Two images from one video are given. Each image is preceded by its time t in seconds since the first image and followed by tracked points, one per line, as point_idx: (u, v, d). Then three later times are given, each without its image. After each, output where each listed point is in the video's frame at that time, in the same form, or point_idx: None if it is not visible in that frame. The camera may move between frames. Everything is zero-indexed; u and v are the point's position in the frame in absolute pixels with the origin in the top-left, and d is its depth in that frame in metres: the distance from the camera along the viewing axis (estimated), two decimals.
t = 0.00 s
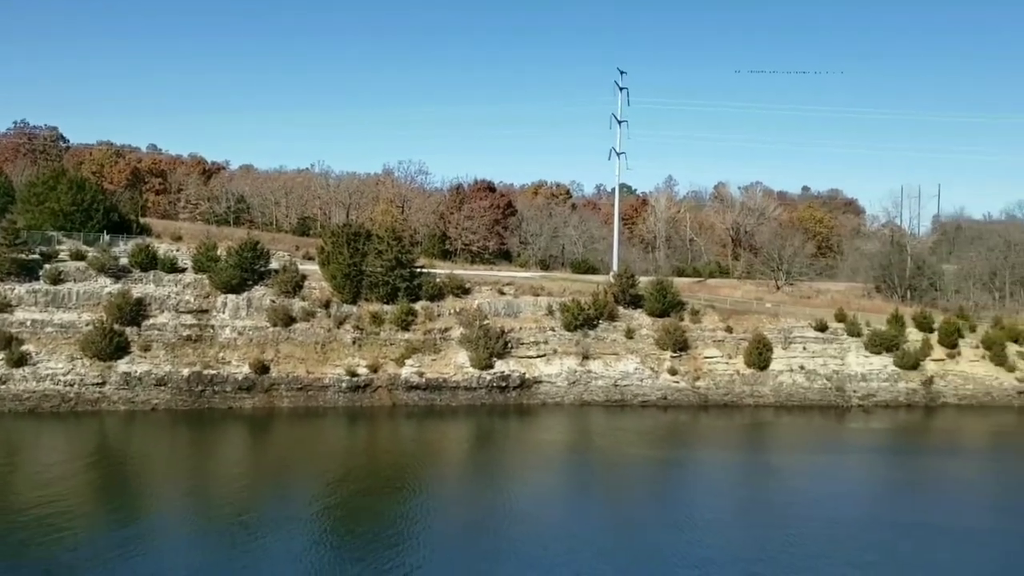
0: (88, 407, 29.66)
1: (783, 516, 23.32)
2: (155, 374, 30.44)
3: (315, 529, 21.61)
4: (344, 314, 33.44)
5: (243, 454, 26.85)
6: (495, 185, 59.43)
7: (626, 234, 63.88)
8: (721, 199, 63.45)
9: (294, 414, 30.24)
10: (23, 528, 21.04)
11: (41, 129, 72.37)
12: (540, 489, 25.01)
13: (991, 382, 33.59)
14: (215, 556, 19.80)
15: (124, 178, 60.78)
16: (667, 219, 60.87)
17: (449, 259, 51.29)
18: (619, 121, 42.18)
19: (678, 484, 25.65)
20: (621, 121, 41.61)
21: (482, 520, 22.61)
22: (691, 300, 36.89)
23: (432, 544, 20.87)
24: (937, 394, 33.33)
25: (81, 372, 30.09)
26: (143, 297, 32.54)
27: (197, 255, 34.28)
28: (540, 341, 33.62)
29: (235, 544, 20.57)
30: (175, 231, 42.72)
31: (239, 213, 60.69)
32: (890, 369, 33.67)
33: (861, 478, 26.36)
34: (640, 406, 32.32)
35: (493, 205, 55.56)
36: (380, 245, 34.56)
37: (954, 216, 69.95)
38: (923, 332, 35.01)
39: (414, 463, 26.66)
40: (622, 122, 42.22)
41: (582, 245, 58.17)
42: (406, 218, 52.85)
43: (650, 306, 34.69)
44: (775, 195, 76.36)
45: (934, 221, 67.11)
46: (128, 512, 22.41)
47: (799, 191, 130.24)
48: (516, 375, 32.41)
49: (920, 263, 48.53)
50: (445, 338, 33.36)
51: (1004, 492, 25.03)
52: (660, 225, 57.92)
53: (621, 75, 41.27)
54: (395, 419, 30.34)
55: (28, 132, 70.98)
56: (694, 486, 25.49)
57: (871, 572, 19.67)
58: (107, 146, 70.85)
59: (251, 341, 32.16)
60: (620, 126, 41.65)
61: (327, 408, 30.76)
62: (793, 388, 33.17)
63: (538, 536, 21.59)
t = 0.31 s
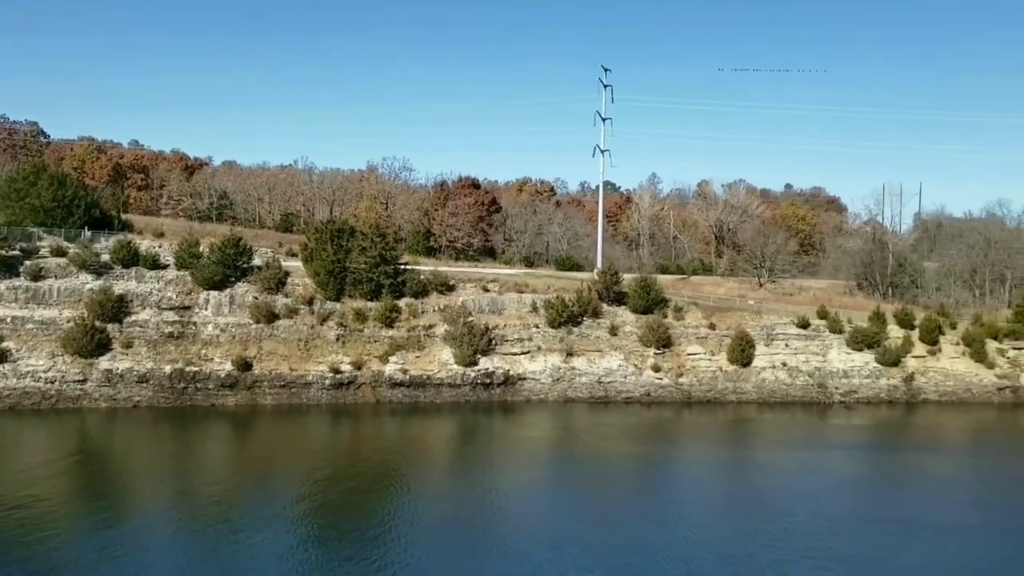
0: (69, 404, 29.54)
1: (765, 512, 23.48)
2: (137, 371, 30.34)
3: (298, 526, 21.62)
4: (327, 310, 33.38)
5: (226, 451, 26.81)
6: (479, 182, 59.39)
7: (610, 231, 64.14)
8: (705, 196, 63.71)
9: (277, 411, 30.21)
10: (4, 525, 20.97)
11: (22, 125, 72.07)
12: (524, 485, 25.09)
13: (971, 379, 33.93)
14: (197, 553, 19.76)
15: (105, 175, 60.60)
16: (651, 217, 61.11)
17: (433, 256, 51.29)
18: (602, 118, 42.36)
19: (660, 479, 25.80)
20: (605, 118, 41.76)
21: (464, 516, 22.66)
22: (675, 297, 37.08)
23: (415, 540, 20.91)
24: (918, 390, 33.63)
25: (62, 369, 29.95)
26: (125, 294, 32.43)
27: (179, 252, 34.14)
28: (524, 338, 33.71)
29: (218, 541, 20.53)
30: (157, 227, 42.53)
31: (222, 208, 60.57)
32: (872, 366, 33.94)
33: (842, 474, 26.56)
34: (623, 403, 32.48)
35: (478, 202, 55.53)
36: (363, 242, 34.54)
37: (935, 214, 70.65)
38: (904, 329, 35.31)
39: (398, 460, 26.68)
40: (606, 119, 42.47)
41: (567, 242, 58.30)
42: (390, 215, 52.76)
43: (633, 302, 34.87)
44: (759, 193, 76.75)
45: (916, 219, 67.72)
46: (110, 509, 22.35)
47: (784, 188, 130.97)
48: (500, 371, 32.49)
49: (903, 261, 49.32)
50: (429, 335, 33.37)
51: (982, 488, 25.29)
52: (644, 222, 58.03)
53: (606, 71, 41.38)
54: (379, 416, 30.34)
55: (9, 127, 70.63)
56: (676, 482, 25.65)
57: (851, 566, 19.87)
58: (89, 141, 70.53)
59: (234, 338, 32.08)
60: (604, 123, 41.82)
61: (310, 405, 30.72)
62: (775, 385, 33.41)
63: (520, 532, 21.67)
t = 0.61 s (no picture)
0: (65, 402, 29.56)
1: (761, 510, 23.52)
2: (132, 369, 30.33)
3: (294, 525, 21.62)
4: (323, 309, 33.36)
5: (222, 449, 26.79)
6: (476, 180, 59.55)
7: (606, 229, 64.32)
8: (701, 195, 63.84)
9: (273, 409, 30.22)
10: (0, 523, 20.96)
11: (17, 123, 72.00)
12: (520, 483, 25.11)
13: (966, 377, 34.05)
14: (194, 551, 19.79)
15: (101, 172, 60.56)
16: (648, 215, 61.23)
17: (430, 254, 51.39)
18: (599, 116, 42.53)
19: (656, 478, 25.83)
20: (602, 116, 41.69)
21: (461, 514, 22.69)
22: (670, 296, 37.16)
23: (412, 538, 20.92)
24: (913, 388, 33.73)
25: (57, 367, 29.96)
26: (120, 292, 32.38)
27: (175, 250, 34.11)
28: (520, 336, 33.76)
29: (214, 539, 20.55)
30: (153, 225, 42.49)
31: (218, 206, 60.50)
32: (867, 364, 34.03)
33: (838, 472, 26.62)
34: (619, 401, 32.55)
35: (474, 200, 55.65)
36: (360, 240, 34.52)
37: (931, 213, 70.78)
38: (900, 327, 35.38)
39: (394, 458, 26.69)
40: (603, 118, 43.09)
41: (563, 240, 58.37)
42: (387, 213, 52.64)
43: (630, 301, 34.96)
44: (755, 191, 76.85)
45: (911, 217, 67.88)
46: (105, 507, 22.34)
47: (781, 185, 131.07)
48: (496, 370, 32.56)
49: (898, 259, 49.64)
50: (425, 334, 33.38)
51: (978, 486, 25.36)
52: (641, 220, 58.18)
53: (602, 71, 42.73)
54: (375, 414, 30.37)
55: (4, 125, 70.56)
56: (672, 479, 25.69)
57: (845, 563, 19.96)
58: (84, 139, 70.44)
59: (230, 337, 32.07)
60: (601, 121, 41.96)
61: (306, 404, 30.74)
62: (771, 383, 33.49)
63: (517, 530, 21.69)
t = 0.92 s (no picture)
0: (44, 396, 29.45)
1: (741, 502, 23.72)
2: (113, 363, 30.21)
3: (276, 518, 21.60)
4: (305, 302, 33.28)
5: (203, 443, 26.72)
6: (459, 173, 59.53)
7: (589, 223, 64.57)
8: (684, 189, 64.09)
9: (255, 403, 30.17)
10: None
11: None
12: (503, 476, 25.19)
13: (945, 369, 34.40)
14: (177, 545, 19.77)
15: (81, 165, 60.14)
16: (631, 209, 61.44)
17: (413, 248, 51.35)
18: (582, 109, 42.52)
19: (638, 470, 25.98)
20: (585, 109, 41.77)
21: (444, 507, 22.74)
22: (653, 289, 37.32)
23: (394, 531, 20.96)
24: (893, 381, 34.05)
25: (37, 361, 29.82)
26: (100, 285, 32.18)
27: (156, 243, 33.91)
28: (503, 330, 33.83)
29: (197, 533, 20.54)
30: (133, 218, 42.20)
31: (199, 199, 60.12)
32: (847, 357, 34.32)
33: (818, 464, 26.87)
34: (602, 394, 32.71)
35: (457, 193, 55.74)
36: (342, 233, 34.44)
37: (912, 207, 71.35)
38: (880, 321, 35.68)
39: (377, 452, 26.69)
40: (588, 109, 42.00)
41: (546, 234, 58.47)
42: (370, 206, 52.55)
43: (612, 294, 35.09)
44: (737, 185, 77.20)
45: (891, 210, 68.51)
46: (86, 501, 22.25)
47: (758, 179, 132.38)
48: (479, 363, 32.62)
49: (878, 253, 50.21)
50: (408, 327, 33.38)
51: (955, 478, 25.66)
52: (624, 214, 58.36)
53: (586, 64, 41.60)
54: (358, 407, 30.36)
55: None
56: (654, 472, 25.83)
57: (824, 554, 20.22)
58: (63, 131, 69.85)
59: (211, 330, 31.95)
60: (584, 115, 41.99)
61: (288, 397, 30.71)
62: (752, 376, 33.74)
63: (499, 523, 21.76)
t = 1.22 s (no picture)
0: (40, 392, 29.42)
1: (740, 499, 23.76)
2: (109, 359, 30.19)
3: (274, 515, 21.60)
4: (302, 299, 33.26)
5: (199, 440, 26.72)
6: (455, 170, 59.45)
7: (586, 220, 64.57)
8: (680, 186, 64.09)
9: (251, 400, 30.18)
10: None
11: None
12: (501, 473, 25.22)
13: (941, 366, 34.50)
14: (175, 542, 19.75)
15: (76, 161, 60.01)
16: (627, 206, 61.45)
17: (409, 244, 51.32)
18: (579, 106, 42.50)
19: (635, 467, 26.02)
20: (582, 106, 41.84)
21: (442, 504, 22.75)
22: (649, 286, 37.37)
23: (392, 528, 20.98)
24: (889, 378, 34.16)
25: (32, 357, 29.78)
26: (96, 282, 32.14)
27: (152, 239, 33.86)
28: (500, 327, 33.84)
29: (195, 530, 20.53)
30: (129, 214, 42.11)
31: (195, 195, 59.95)
32: (843, 354, 34.41)
33: (814, 461, 26.93)
34: (598, 391, 32.78)
35: (454, 190, 55.69)
36: (338, 230, 34.45)
37: (907, 204, 71.47)
38: (876, 318, 35.76)
39: (374, 448, 26.70)
40: (584, 107, 42.31)
41: (543, 231, 58.47)
42: (366, 203, 52.50)
43: (609, 291, 35.12)
44: (733, 182, 77.26)
45: (887, 207, 68.65)
46: (82, 498, 22.22)
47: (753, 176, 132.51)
48: (476, 360, 32.67)
49: (874, 250, 50.36)
50: (405, 324, 33.38)
51: (951, 475, 25.75)
52: (620, 211, 58.35)
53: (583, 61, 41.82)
54: (355, 404, 30.38)
55: None
56: (651, 469, 25.84)
57: (822, 550, 20.30)
58: (58, 127, 69.70)
59: (207, 327, 31.92)
60: (580, 112, 42.01)
61: (285, 394, 30.73)
62: (748, 373, 33.82)
63: (497, 520, 21.79)
